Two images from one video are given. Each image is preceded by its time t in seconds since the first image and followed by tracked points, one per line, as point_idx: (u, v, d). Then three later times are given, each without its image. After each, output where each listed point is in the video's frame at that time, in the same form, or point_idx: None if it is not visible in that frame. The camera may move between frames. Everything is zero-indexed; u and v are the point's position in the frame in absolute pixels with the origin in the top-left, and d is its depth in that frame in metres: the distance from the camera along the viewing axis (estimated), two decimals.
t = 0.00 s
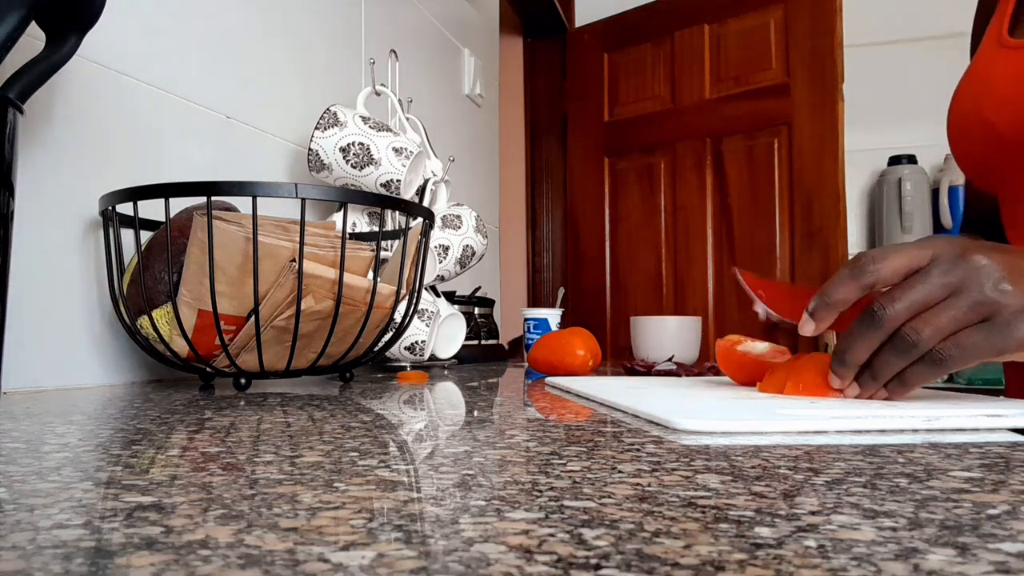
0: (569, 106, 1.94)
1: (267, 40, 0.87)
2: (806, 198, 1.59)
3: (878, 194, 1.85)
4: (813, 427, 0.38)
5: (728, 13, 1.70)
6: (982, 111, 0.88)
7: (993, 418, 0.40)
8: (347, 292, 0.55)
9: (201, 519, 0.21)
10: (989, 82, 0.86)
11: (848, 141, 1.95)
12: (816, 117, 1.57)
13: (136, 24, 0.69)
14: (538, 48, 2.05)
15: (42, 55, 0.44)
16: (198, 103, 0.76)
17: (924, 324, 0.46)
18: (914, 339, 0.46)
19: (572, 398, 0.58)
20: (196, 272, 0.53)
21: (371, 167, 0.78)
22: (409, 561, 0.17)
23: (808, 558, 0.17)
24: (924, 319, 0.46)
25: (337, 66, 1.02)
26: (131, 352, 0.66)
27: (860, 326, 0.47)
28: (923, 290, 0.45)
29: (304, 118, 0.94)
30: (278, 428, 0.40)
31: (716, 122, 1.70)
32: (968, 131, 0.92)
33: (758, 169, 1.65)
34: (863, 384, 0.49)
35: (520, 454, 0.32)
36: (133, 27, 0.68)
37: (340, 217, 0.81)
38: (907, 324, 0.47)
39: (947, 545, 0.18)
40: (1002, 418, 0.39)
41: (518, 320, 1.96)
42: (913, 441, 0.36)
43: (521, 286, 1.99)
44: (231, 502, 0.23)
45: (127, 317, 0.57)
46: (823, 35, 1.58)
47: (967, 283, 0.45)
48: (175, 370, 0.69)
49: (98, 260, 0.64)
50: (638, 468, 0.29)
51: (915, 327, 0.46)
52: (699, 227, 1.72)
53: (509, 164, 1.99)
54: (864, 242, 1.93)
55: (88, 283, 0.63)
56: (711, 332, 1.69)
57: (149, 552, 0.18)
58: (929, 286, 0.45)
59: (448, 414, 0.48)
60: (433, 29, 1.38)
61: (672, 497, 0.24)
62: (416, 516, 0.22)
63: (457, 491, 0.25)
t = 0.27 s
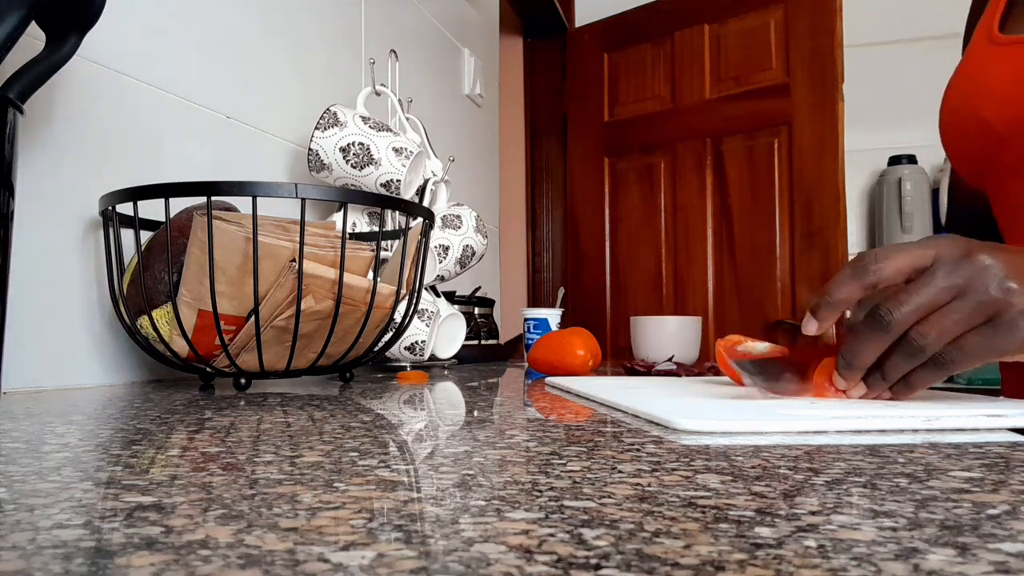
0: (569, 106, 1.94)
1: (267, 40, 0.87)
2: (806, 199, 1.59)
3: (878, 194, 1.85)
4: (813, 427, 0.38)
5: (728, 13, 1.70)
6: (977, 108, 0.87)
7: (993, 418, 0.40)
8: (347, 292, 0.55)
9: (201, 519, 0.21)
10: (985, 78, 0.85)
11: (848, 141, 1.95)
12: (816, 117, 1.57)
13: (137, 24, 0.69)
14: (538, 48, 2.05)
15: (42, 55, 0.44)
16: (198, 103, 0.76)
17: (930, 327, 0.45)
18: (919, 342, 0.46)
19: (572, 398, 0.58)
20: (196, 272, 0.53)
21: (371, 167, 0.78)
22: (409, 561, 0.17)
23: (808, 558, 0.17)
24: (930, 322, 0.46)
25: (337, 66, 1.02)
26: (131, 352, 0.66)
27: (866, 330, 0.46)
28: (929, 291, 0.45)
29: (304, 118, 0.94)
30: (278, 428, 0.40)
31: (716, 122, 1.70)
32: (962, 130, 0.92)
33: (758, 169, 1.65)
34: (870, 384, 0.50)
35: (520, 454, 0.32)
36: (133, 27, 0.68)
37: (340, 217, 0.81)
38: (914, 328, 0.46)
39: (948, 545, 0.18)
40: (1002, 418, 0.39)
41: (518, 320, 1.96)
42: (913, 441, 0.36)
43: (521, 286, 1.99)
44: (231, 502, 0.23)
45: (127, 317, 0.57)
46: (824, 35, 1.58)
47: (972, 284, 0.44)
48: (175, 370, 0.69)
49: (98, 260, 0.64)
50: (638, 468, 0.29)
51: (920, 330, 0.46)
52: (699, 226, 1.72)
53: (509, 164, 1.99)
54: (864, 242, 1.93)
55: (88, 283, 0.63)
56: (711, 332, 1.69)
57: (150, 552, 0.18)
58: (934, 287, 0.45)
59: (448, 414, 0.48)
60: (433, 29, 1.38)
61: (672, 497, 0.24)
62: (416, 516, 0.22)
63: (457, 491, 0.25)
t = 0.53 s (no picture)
0: (569, 106, 1.94)
1: (267, 40, 0.87)
2: (806, 199, 1.59)
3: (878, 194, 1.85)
4: (813, 426, 0.38)
5: (728, 13, 1.70)
6: (977, 106, 0.88)
7: (993, 418, 0.40)
8: (347, 292, 0.56)
9: (201, 519, 0.21)
10: (985, 78, 0.85)
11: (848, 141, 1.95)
12: (817, 117, 1.57)
13: (137, 24, 0.69)
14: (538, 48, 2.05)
15: (42, 55, 0.44)
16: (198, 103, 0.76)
17: (939, 332, 0.46)
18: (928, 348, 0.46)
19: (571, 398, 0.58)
20: (196, 272, 0.53)
21: (371, 166, 0.78)
22: (409, 561, 0.17)
23: (808, 558, 0.17)
24: (939, 327, 0.46)
25: (337, 66, 1.02)
26: (131, 352, 0.66)
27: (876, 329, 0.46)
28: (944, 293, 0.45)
29: (304, 118, 0.94)
30: (278, 428, 0.40)
31: (717, 122, 1.70)
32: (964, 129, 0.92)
33: (758, 168, 1.65)
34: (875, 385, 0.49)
35: (520, 454, 0.32)
36: (133, 27, 0.68)
37: (340, 217, 0.81)
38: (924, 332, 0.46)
39: (947, 545, 0.18)
40: (1002, 418, 0.40)
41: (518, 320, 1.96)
42: (913, 441, 0.36)
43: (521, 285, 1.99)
44: (231, 503, 0.23)
45: (127, 317, 0.57)
46: (824, 35, 1.58)
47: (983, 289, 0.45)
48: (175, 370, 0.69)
49: (98, 260, 0.64)
50: (638, 468, 0.29)
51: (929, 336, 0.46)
52: (699, 226, 1.72)
53: (509, 164, 1.99)
54: (864, 242, 1.93)
55: (88, 283, 0.63)
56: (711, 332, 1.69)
57: (150, 552, 0.18)
58: (946, 288, 0.45)
59: (448, 414, 0.48)
60: (433, 29, 1.38)
61: (673, 497, 0.24)
62: (416, 516, 0.22)
63: (457, 491, 0.25)
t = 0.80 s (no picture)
0: (569, 106, 1.94)
1: (267, 39, 0.87)
2: (806, 199, 1.59)
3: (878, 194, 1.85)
4: (813, 427, 0.38)
5: (728, 13, 1.70)
6: (976, 107, 0.88)
7: (993, 418, 0.40)
8: (347, 292, 0.56)
9: (201, 519, 0.21)
10: (984, 79, 0.86)
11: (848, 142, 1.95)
12: (816, 117, 1.57)
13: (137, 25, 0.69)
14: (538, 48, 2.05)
15: (42, 55, 0.44)
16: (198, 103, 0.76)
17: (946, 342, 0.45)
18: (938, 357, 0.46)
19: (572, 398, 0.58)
20: (196, 272, 0.53)
21: (371, 167, 0.78)
22: (409, 561, 0.17)
23: (809, 558, 0.17)
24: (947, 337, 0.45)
25: (337, 67, 1.02)
26: (131, 352, 0.66)
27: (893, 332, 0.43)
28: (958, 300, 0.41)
29: (304, 118, 0.94)
30: (278, 428, 0.40)
31: (716, 122, 1.70)
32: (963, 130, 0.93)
33: (758, 168, 1.65)
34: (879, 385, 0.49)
35: (520, 454, 0.32)
36: (133, 27, 0.68)
37: (340, 217, 0.81)
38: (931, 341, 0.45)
39: (947, 545, 0.18)
40: (1002, 418, 0.40)
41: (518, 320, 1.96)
42: (913, 441, 0.36)
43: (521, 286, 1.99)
44: (231, 502, 0.23)
45: (127, 317, 0.57)
46: (824, 35, 1.58)
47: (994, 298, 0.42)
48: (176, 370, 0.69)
49: (99, 260, 0.64)
50: (638, 468, 0.29)
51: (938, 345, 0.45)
52: (699, 226, 1.72)
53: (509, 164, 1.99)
54: (864, 242, 1.93)
55: (88, 283, 0.63)
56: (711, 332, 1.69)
57: (150, 552, 0.18)
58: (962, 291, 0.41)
59: (448, 414, 0.48)
60: (433, 30, 1.38)
61: (673, 497, 0.24)
62: (416, 516, 0.22)
63: (457, 491, 0.25)
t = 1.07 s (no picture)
0: (569, 106, 1.94)
1: (267, 39, 0.87)
2: (806, 199, 1.59)
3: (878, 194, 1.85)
4: (813, 427, 0.38)
5: (728, 13, 1.70)
6: (977, 105, 0.88)
7: (993, 418, 0.40)
8: (347, 292, 0.56)
9: (201, 519, 0.21)
10: (988, 78, 0.86)
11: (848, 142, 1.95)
12: (816, 117, 1.57)
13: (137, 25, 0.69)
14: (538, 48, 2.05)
15: (42, 55, 0.44)
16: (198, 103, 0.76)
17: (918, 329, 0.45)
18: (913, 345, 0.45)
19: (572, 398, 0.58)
20: (196, 272, 0.53)
21: (371, 167, 0.78)
22: (409, 561, 0.17)
23: (808, 558, 0.17)
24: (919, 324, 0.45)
25: (337, 67, 1.02)
26: (131, 352, 0.66)
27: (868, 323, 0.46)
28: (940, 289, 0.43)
29: (304, 118, 0.94)
30: (278, 428, 0.40)
31: (716, 122, 1.70)
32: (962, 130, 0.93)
33: (758, 168, 1.65)
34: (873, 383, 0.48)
35: (520, 454, 0.32)
36: (133, 28, 0.68)
37: (340, 217, 0.81)
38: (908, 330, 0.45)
39: (947, 545, 0.19)
40: (1002, 418, 0.40)
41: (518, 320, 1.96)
42: (913, 441, 0.36)
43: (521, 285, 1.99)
44: (231, 502, 0.23)
45: (127, 317, 0.57)
46: (823, 35, 1.58)
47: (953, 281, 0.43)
48: (176, 370, 0.69)
49: (99, 260, 0.64)
50: (638, 468, 0.29)
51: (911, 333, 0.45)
52: (699, 226, 1.72)
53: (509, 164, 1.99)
54: (864, 242, 1.93)
55: (86, 281, 0.63)
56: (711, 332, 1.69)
57: (150, 552, 0.18)
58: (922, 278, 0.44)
59: (448, 414, 0.48)
60: (433, 29, 1.38)
61: (672, 497, 0.24)
62: (416, 516, 0.22)
63: (457, 491, 0.25)
